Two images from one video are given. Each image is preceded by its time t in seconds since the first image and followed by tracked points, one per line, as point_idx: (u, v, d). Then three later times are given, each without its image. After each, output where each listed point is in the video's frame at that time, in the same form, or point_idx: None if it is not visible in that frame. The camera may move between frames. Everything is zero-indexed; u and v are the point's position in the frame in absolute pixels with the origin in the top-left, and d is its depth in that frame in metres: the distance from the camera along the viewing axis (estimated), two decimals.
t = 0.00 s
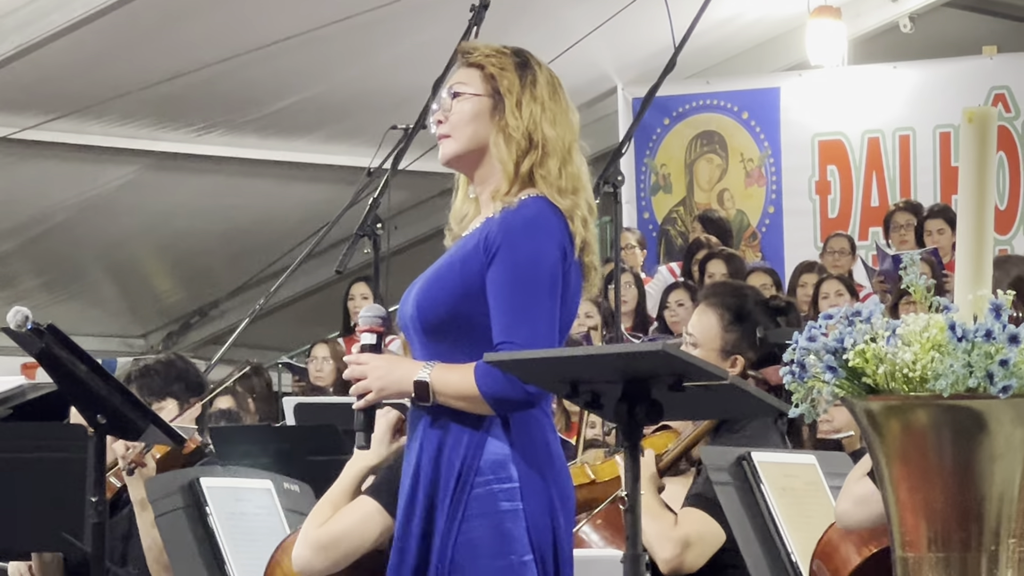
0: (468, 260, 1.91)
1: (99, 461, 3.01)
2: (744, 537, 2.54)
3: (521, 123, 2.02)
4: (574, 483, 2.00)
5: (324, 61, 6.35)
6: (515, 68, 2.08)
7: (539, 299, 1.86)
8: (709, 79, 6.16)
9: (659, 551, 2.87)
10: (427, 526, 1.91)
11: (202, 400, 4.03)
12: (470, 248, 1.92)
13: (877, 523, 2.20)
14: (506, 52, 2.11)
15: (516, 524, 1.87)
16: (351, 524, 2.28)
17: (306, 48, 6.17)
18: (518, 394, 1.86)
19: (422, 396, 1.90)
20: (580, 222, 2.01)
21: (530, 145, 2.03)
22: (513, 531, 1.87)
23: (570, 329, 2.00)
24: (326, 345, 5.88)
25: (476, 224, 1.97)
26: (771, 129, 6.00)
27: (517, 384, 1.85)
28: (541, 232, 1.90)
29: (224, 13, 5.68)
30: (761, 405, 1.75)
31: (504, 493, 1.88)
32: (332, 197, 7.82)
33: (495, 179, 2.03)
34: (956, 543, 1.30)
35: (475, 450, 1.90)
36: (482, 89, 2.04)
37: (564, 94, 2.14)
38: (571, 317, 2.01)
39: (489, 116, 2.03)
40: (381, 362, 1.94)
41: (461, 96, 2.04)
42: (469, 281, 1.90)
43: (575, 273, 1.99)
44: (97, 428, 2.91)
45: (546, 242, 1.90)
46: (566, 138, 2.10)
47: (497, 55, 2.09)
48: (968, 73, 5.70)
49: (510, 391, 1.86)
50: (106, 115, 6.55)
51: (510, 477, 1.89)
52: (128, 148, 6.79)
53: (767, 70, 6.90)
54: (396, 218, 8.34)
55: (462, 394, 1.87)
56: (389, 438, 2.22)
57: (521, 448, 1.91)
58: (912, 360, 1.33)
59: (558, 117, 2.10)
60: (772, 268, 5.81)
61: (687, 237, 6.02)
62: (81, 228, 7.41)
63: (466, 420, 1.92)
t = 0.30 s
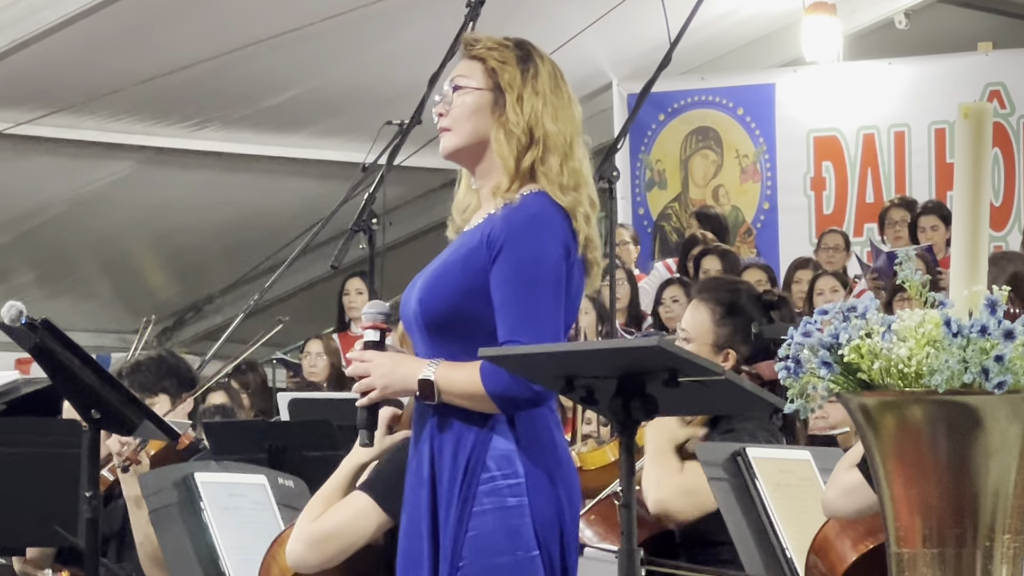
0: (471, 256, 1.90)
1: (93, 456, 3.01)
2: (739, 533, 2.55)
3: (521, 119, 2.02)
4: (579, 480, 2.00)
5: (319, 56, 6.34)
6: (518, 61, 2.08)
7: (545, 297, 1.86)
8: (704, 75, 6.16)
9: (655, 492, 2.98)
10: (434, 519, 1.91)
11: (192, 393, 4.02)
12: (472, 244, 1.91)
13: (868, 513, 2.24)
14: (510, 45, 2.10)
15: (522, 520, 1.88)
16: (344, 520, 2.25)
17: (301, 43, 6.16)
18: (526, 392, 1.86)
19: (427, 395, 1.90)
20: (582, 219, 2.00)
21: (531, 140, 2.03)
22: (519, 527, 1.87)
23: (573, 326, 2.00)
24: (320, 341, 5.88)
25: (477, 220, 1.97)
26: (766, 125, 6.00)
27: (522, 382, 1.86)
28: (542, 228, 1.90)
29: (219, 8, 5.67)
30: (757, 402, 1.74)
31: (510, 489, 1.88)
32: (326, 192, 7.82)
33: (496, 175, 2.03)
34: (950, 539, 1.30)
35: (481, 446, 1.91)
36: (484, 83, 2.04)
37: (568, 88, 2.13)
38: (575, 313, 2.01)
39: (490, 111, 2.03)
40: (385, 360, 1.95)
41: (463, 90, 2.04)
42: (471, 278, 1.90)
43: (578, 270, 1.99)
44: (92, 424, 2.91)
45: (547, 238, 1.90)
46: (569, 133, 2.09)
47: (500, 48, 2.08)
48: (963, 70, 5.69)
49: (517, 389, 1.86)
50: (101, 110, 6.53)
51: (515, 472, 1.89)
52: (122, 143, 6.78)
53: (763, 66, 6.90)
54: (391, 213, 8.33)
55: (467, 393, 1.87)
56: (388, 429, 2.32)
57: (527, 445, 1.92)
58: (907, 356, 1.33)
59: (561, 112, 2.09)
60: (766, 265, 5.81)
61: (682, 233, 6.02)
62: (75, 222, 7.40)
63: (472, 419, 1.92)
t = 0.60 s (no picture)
0: (469, 249, 1.90)
1: (87, 449, 3.00)
2: (731, 524, 2.56)
3: (519, 113, 2.01)
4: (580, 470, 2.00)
5: (312, 49, 6.32)
6: (521, 53, 2.06)
7: (544, 290, 1.86)
8: (697, 68, 6.15)
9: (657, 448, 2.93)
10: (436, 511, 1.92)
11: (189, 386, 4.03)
12: (470, 237, 1.91)
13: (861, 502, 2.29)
14: (515, 35, 2.09)
15: (523, 512, 1.88)
16: (334, 506, 2.25)
17: (295, 36, 6.15)
18: (524, 387, 1.86)
19: (426, 388, 1.90)
20: (581, 215, 1.98)
21: (529, 134, 2.02)
22: (520, 519, 1.87)
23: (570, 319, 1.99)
24: (311, 334, 5.87)
25: (472, 212, 1.97)
26: (758, 118, 6.00)
27: (522, 377, 1.85)
28: (539, 222, 1.90)
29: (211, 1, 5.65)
30: (750, 393, 1.74)
31: (512, 480, 1.88)
32: (319, 186, 7.81)
33: (491, 166, 2.02)
34: (944, 530, 1.30)
35: (480, 440, 1.91)
36: (485, 73, 2.03)
37: (570, 82, 2.11)
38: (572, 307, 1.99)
39: (489, 101, 2.03)
40: (384, 352, 1.93)
41: (463, 78, 2.03)
42: (469, 271, 1.90)
43: (576, 265, 1.98)
44: (85, 414, 2.89)
45: (544, 232, 1.89)
46: (569, 127, 2.07)
47: (504, 38, 2.07)
48: (956, 63, 5.70)
49: (517, 384, 1.86)
50: (93, 103, 6.51)
51: (516, 464, 1.89)
52: (115, 136, 6.76)
53: (755, 60, 6.90)
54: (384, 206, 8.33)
55: (464, 385, 1.87)
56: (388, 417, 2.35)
57: (528, 437, 1.91)
58: (900, 348, 1.33)
59: (562, 107, 2.08)
60: (758, 257, 5.82)
61: (674, 226, 6.01)
62: (68, 216, 7.39)
63: (473, 412, 1.92)
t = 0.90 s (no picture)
0: (475, 253, 1.90)
1: (88, 451, 3.01)
2: (732, 529, 2.55)
3: (527, 118, 2.01)
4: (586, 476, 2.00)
5: (313, 52, 6.33)
6: (532, 57, 2.06)
7: (550, 296, 1.86)
8: (698, 71, 6.15)
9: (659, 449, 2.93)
10: (440, 516, 1.92)
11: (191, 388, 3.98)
12: (475, 242, 1.91)
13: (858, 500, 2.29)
14: (528, 38, 2.08)
15: (527, 517, 1.88)
16: (335, 504, 2.27)
17: (297, 38, 6.15)
18: (530, 392, 1.86)
19: (432, 392, 1.90)
20: (590, 222, 1.97)
21: (537, 139, 2.01)
22: (524, 524, 1.88)
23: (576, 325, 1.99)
24: (311, 336, 5.86)
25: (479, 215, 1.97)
26: (759, 121, 6.01)
27: (527, 383, 1.85)
28: (544, 227, 1.90)
29: (213, 3, 5.66)
30: (751, 398, 1.75)
31: (515, 486, 1.88)
32: (319, 189, 7.81)
33: (499, 169, 2.02)
34: (944, 535, 1.30)
35: (485, 445, 1.90)
36: (496, 76, 2.03)
37: (582, 87, 2.10)
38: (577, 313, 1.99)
39: (498, 105, 2.03)
40: (390, 356, 1.95)
41: (473, 81, 2.03)
42: (475, 275, 1.90)
43: (583, 269, 1.97)
44: (86, 418, 2.90)
45: (550, 237, 1.89)
46: (579, 132, 2.06)
47: (516, 40, 2.06)
48: (957, 66, 5.70)
49: (522, 390, 1.86)
50: (94, 105, 6.52)
51: (520, 470, 1.89)
52: (116, 138, 6.77)
53: (756, 63, 6.91)
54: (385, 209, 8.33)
55: (469, 390, 1.87)
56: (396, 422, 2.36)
57: (532, 444, 1.91)
58: (901, 352, 1.33)
59: (573, 112, 2.07)
60: (759, 260, 5.81)
61: (675, 228, 6.01)
62: (68, 218, 7.39)
63: (478, 417, 1.92)
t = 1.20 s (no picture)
0: (470, 257, 1.90)
1: (83, 454, 2.99)
2: (729, 535, 2.53)
3: (525, 122, 2.00)
4: (584, 480, 1.98)
5: (309, 55, 6.32)
6: (537, 62, 2.04)
7: (543, 302, 1.85)
8: (695, 73, 6.15)
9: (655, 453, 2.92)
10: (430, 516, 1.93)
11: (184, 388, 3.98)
12: (471, 245, 1.91)
13: (853, 500, 2.28)
14: (536, 42, 2.07)
15: (518, 520, 1.88)
16: (330, 508, 2.26)
17: (294, 41, 6.15)
18: (521, 397, 1.86)
19: (424, 396, 1.90)
20: (586, 231, 1.95)
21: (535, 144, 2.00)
22: (512, 527, 1.88)
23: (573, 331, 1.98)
24: (306, 339, 5.86)
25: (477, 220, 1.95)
26: (756, 124, 6.01)
27: (518, 388, 1.85)
28: (540, 231, 1.89)
29: (209, 6, 5.65)
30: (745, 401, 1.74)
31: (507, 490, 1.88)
32: (315, 191, 7.80)
33: (497, 172, 2.02)
34: (939, 538, 1.30)
35: (478, 449, 1.90)
36: (499, 78, 2.03)
37: (588, 94, 2.08)
38: (572, 318, 1.97)
39: (499, 108, 2.02)
40: (386, 358, 1.94)
41: (476, 82, 2.03)
42: (470, 279, 1.90)
43: (579, 275, 1.96)
44: (80, 421, 2.88)
45: (545, 242, 1.89)
46: (581, 139, 2.04)
47: (524, 44, 2.06)
48: (953, 69, 5.70)
49: (513, 395, 1.86)
50: (90, 108, 6.51)
51: (513, 474, 1.89)
52: (112, 140, 6.76)
53: (752, 66, 6.91)
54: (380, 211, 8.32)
55: (462, 395, 1.87)
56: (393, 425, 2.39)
57: (524, 449, 1.89)
58: (896, 355, 1.32)
59: (575, 120, 2.04)
60: (756, 263, 5.81)
61: (671, 231, 6.01)
62: (64, 221, 7.38)
63: (471, 420, 1.92)
